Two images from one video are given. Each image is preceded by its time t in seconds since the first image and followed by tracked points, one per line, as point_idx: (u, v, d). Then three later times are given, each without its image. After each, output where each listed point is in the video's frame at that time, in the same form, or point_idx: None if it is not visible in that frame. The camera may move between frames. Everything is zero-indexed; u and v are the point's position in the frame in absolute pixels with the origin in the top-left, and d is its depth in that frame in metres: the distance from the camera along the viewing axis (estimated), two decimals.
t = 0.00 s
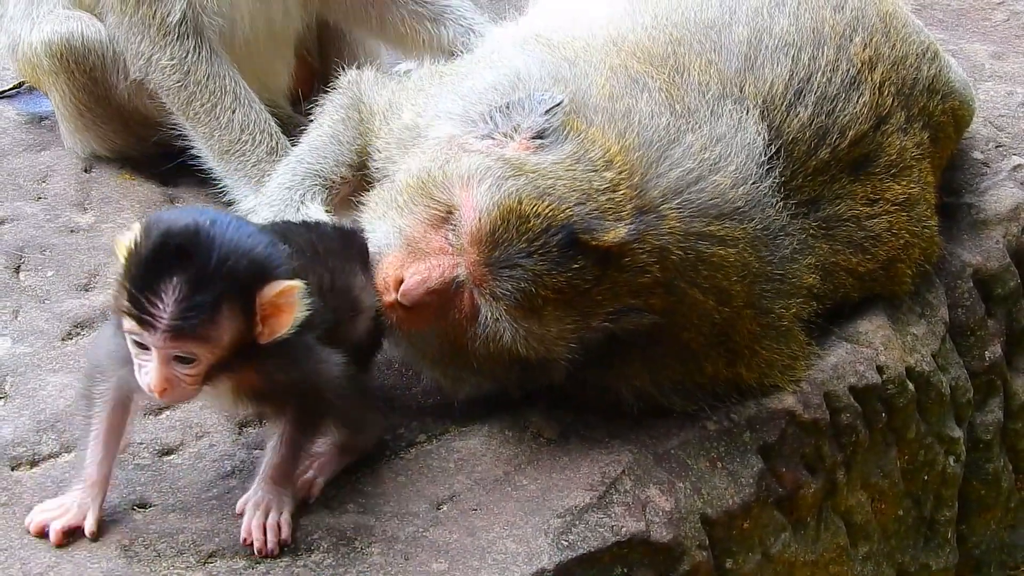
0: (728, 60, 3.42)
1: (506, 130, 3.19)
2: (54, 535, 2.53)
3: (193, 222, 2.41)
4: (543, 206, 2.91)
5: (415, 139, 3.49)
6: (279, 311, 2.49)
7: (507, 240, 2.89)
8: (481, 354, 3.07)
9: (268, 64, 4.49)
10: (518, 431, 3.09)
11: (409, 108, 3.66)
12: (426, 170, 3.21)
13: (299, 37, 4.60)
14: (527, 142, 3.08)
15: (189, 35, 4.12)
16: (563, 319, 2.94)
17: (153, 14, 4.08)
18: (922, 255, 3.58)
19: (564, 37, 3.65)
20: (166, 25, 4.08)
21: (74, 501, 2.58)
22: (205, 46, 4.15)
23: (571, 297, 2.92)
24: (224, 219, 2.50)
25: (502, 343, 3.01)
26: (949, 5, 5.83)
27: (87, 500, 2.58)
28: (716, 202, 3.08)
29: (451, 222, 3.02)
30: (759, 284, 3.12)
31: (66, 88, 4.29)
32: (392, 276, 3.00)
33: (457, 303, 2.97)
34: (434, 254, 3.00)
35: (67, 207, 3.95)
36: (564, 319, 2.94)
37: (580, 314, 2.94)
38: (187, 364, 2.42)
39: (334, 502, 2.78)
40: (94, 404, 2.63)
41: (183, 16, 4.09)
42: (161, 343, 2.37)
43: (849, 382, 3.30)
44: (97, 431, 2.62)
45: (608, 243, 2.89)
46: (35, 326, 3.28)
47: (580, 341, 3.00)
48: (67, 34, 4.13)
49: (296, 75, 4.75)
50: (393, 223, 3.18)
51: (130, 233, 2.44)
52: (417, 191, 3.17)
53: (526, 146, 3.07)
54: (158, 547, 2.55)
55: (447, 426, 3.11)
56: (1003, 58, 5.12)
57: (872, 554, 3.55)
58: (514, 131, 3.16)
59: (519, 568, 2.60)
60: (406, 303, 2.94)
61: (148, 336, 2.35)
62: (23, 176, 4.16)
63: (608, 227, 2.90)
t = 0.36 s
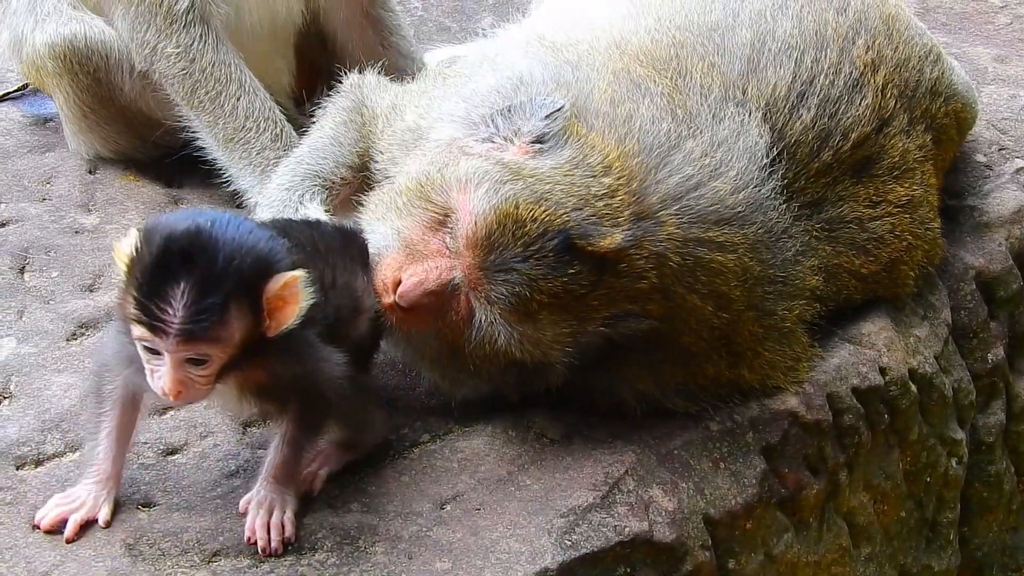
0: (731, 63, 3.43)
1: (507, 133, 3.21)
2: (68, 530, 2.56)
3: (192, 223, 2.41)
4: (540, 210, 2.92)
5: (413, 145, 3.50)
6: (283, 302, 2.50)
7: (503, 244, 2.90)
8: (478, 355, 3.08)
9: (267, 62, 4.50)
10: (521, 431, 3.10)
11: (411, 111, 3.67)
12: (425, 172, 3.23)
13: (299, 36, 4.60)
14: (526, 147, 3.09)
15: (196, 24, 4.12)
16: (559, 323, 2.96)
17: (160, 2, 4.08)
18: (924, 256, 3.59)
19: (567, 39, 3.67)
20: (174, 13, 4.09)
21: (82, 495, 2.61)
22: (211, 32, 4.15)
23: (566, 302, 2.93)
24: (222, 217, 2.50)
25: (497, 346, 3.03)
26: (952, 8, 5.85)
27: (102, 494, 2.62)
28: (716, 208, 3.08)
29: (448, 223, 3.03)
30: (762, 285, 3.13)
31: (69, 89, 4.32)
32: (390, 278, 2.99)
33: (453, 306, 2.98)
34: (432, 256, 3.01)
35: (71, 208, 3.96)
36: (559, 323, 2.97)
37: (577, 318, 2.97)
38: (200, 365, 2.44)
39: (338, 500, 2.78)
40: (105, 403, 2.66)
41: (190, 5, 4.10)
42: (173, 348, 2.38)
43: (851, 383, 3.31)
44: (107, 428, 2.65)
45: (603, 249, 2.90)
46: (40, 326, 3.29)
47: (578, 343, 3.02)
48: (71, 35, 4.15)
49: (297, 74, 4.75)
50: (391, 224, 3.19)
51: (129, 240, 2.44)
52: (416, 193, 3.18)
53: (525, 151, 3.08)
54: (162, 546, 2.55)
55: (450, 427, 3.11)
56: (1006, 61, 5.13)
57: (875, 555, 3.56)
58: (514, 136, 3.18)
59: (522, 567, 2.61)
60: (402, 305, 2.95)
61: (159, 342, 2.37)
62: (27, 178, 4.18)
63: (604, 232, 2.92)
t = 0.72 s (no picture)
0: (733, 62, 3.42)
1: (506, 132, 3.20)
2: (59, 532, 2.52)
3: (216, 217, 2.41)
4: (538, 208, 2.91)
5: (413, 145, 3.49)
6: (305, 287, 2.51)
7: (501, 242, 2.89)
8: (477, 354, 3.08)
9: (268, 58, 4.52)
10: (524, 431, 3.09)
11: (411, 110, 3.66)
12: (424, 172, 3.22)
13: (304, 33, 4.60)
14: (525, 146, 3.08)
15: None
16: (558, 322, 2.96)
17: None
18: (927, 255, 3.59)
19: (569, 37, 3.67)
20: None
21: (72, 495, 2.56)
22: None
23: (565, 301, 2.93)
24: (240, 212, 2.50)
25: (496, 345, 3.03)
26: (955, 6, 5.83)
27: (94, 496, 2.57)
28: (716, 208, 3.07)
29: (447, 222, 3.03)
30: (763, 284, 3.12)
31: (72, 88, 4.31)
32: (389, 278, 2.98)
33: (452, 305, 2.97)
34: (431, 255, 3.00)
35: (72, 207, 3.95)
36: (558, 323, 2.96)
37: (576, 318, 2.96)
38: (241, 360, 2.41)
39: (340, 500, 2.78)
40: (102, 402, 2.63)
41: None
42: (216, 342, 2.35)
43: (854, 383, 3.30)
44: (103, 429, 2.62)
45: (602, 247, 2.89)
46: (41, 325, 3.28)
47: (578, 342, 3.01)
48: (73, 33, 4.19)
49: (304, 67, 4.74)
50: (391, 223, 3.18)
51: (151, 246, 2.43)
52: (416, 192, 3.17)
53: (524, 149, 3.07)
54: (163, 546, 2.54)
55: (452, 427, 3.11)
56: (1009, 60, 5.12)
57: (877, 556, 3.55)
58: (512, 136, 3.17)
59: (524, 568, 2.60)
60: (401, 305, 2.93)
61: (200, 336, 2.33)
62: (29, 176, 4.17)
63: (603, 230, 2.91)
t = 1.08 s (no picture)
0: (736, 56, 3.40)
1: (516, 130, 3.15)
2: (85, 524, 2.56)
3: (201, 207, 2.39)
4: (549, 206, 2.89)
5: (423, 143, 3.48)
6: (274, 305, 2.43)
7: (510, 239, 2.87)
8: (487, 352, 3.06)
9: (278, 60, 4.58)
10: (538, 434, 3.07)
11: (422, 110, 3.64)
12: (434, 169, 3.21)
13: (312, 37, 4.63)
14: (535, 143, 3.05)
15: None
16: (568, 320, 2.92)
17: None
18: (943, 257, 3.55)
19: (580, 37, 3.63)
20: None
21: (112, 489, 2.63)
22: None
23: (575, 299, 2.89)
24: (237, 211, 2.46)
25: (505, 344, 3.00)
26: (973, 7, 5.79)
27: (126, 492, 2.62)
28: (727, 207, 3.03)
29: (456, 219, 3.01)
30: (778, 280, 3.07)
31: (86, 91, 4.28)
32: (397, 276, 2.96)
33: (461, 302, 2.95)
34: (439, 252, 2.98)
35: (87, 206, 3.95)
36: (568, 321, 2.92)
37: (586, 316, 2.92)
38: (175, 349, 2.38)
39: (353, 504, 2.76)
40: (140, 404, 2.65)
41: None
42: (151, 320, 2.34)
43: (871, 388, 3.27)
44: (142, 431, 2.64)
45: (611, 245, 2.86)
46: (55, 326, 3.28)
47: (588, 343, 2.97)
48: (88, 37, 4.15)
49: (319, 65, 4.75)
50: (400, 220, 3.16)
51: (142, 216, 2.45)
52: (425, 190, 3.15)
53: (534, 147, 3.04)
54: (176, 549, 2.53)
55: (467, 429, 3.09)
56: None
57: (893, 561, 3.53)
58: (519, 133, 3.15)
59: (539, 573, 2.58)
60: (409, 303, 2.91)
61: (136, 313, 2.33)
62: (44, 175, 4.17)
63: (613, 228, 2.88)
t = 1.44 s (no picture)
0: (752, 56, 3.38)
1: (532, 133, 3.17)
2: (98, 525, 2.55)
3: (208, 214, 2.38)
4: (568, 211, 2.89)
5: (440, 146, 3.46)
6: (278, 314, 2.42)
7: (530, 245, 2.86)
8: (505, 359, 3.02)
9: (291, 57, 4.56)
10: (553, 437, 3.06)
11: (437, 113, 3.62)
12: (450, 173, 3.19)
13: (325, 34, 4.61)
14: (552, 147, 3.05)
15: None
16: (587, 325, 2.91)
17: None
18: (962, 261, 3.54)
19: (596, 37, 3.62)
20: None
21: (125, 489, 2.62)
22: None
23: (595, 304, 2.88)
24: (246, 217, 2.45)
25: (524, 351, 2.97)
26: (991, 10, 5.76)
27: (140, 492, 2.62)
28: (745, 209, 3.01)
29: (474, 226, 2.99)
30: (795, 283, 3.04)
31: (101, 91, 4.29)
32: (414, 281, 2.94)
33: (479, 308, 2.90)
34: (457, 258, 2.95)
35: (101, 205, 3.94)
36: (588, 326, 2.91)
37: (606, 321, 2.91)
38: (178, 354, 2.39)
39: (367, 506, 2.75)
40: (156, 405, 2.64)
41: None
42: (154, 325, 2.34)
43: (888, 393, 3.25)
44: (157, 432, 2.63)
45: (631, 249, 2.85)
46: (68, 325, 3.27)
47: (606, 348, 2.96)
48: (104, 38, 4.14)
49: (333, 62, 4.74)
50: (416, 226, 3.13)
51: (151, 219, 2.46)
52: (442, 196, 3.13)
53: (551, 151, 3.04)
54: (189, 550, 2.52)
55: (481, 431, 3.07)
56: None
57: (909, 566, 3.51)
58: (537, 136, 3.15)
59: None
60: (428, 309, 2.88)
61: (139, 317, 2.34)
62: (59, 173, 4.17)
63: (632, 233, 2.87)
